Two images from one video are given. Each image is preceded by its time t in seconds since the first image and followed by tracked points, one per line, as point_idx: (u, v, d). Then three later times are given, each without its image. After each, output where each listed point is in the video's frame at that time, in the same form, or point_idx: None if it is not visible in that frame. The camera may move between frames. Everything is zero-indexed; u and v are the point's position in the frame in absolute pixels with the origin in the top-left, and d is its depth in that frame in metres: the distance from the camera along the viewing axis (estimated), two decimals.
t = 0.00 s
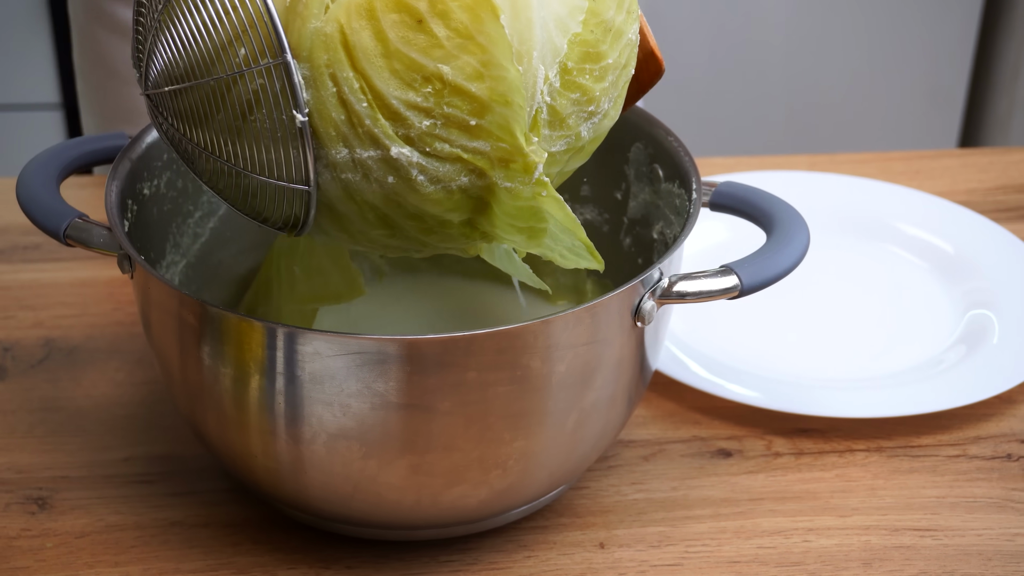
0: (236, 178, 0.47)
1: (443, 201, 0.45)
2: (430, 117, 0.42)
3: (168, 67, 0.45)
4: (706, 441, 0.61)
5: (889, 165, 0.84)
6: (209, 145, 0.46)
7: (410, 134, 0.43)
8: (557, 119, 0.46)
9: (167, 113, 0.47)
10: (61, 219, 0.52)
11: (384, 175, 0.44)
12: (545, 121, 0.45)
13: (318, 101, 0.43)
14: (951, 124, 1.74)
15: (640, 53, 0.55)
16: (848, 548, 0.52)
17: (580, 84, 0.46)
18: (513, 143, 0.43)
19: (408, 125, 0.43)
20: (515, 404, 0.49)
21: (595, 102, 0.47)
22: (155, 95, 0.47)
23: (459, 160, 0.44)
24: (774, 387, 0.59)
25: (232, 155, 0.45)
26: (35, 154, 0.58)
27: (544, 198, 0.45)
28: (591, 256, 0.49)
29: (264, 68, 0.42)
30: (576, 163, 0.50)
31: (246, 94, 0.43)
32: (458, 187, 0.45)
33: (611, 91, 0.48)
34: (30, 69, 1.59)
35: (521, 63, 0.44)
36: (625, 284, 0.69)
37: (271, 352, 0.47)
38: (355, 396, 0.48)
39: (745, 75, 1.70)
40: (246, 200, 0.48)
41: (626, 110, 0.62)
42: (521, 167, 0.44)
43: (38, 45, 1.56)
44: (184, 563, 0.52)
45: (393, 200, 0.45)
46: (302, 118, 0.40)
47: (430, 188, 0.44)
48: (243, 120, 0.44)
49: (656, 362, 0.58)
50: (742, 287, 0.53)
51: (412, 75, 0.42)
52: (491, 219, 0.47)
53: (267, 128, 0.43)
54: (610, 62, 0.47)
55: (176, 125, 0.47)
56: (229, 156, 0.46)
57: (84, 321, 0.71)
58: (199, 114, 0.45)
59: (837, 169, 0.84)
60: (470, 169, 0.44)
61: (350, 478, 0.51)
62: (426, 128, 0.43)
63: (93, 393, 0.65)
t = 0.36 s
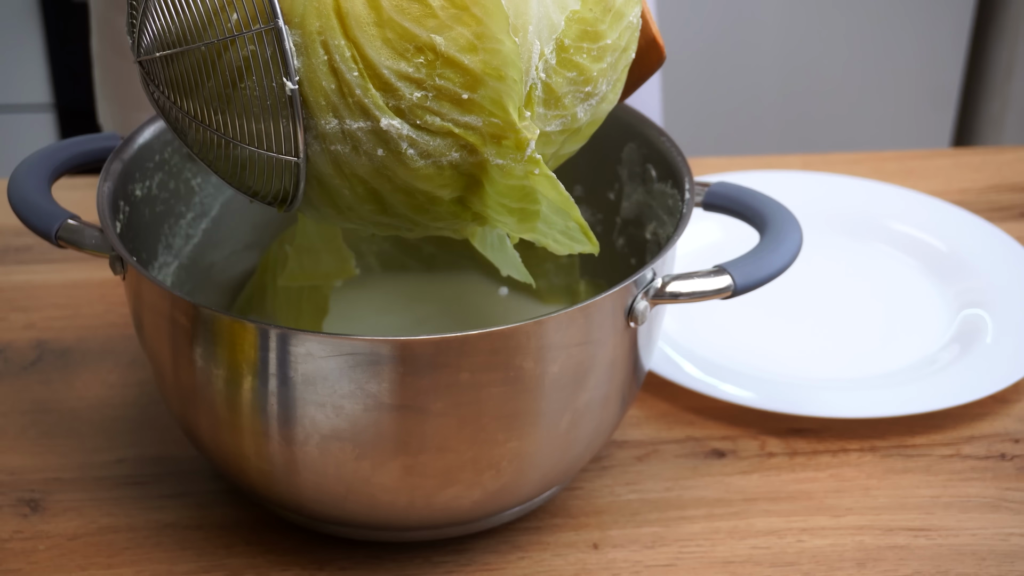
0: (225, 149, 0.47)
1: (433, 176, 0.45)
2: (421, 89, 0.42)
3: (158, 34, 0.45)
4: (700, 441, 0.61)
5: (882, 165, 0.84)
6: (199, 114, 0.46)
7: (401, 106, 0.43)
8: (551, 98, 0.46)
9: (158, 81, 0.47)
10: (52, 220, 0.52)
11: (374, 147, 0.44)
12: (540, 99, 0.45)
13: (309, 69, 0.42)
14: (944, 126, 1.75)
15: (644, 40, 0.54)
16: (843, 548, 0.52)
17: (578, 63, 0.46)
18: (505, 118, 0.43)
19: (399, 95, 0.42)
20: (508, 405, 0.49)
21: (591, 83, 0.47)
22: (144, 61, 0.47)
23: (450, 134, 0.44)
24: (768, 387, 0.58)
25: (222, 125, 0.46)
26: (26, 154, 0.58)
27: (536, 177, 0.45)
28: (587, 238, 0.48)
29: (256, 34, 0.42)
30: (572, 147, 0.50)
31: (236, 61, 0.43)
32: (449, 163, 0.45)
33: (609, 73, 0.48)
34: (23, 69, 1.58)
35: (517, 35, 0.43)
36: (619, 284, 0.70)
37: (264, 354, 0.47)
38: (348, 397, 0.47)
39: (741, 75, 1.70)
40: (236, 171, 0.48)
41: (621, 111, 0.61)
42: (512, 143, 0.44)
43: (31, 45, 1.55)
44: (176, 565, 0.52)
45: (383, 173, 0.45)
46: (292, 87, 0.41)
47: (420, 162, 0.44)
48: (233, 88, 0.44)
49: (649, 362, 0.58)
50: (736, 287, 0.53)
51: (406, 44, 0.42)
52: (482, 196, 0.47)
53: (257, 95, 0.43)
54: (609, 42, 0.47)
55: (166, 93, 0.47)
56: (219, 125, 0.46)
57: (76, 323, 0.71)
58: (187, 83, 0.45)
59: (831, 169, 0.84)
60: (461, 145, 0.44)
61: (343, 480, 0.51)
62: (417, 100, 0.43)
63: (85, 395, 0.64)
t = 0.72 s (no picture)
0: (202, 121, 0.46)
1: (414, 148, 0.44)
2: (401, 57, 0.42)
3: (137, 3, 0.44)
4: (696, 441, 0.61)
5: (877, 165, 0.84)
6: (175, 84, 0.45)
7: (381, 75, 0.42)
8: (535, 70, 0.45)
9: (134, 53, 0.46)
10: (48, 223, 0.52)
11: (353, 116, 0.43)
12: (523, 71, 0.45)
13: (286, 36, 0.41)
14: (939, 127, 1.75)
15: (630, 19, 0.53)
16: (838, 548, 0.52)
17: (563, 34, 0.45)
18: (487, 88, 0.42)
19: (379, 64, 0.42)
20: (504, 406, 0.49)
21: (577, 56, 0.46)
22: (119, 32, 0.45)
23: (431, 104, 0.43)
24: (763, 386, 0.58)
25: (200, 96, 0.45)
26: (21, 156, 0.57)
27: (519, 151, 0.43)
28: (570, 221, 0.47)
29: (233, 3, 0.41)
30: (558, 123, 0.49)
31: (213, 29, 0.42)
32: (430, 134, 0.43)
33: (595, 47, 0.47)
34: (17, 69, 1.58)
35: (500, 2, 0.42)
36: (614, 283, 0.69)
37: (260, 355, 0.47)
38: (344, 397, 0.48)
39: (738, 75, 1.70)
40: (214, 145, 0.47)
41: (613, 108, 0.61)
42: (495, 115, 0.43)
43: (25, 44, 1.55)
44: (172, 566, 0.52)
45: (362, 144, 0.44)
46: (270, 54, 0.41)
47: (401, 133, 0.43)
48: (209, 57, 0.43)
49: (645, 363, 0.58)
50: (730, 287, 0.53)
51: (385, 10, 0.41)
52: (465, 171, 0.46)
53: (233, 64, 0.42)
54: (595, 15, 0.47)
55: (143, 64, 0.46)
56: (195, 97, 0.45)
57: (72, 324, 0.71)
58: (163, 54, 0.44)
59: (826, 169, 0.84)
60: (443, 115, 0.43)
61: (338, 481, 0.51)
62: (398, 69, 0.42)
63: (81, 397, 0.64)
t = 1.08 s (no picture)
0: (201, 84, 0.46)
1: (413, 109, 0.44)
2: (399, 14, 0.42)
3: None
4: (692, 441, 0.60)
5: (873, 165, 0.84)
6: (171, 45, 0.45)
7: (379, 32, 0.42)
8: (534, 30, 0.45)
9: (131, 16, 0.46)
10: (44, 224, 0.52)
11: (351, 76, 0.43)
12: (522, 29, 0.45)
13: None
14: (936, 127, 1.75)
15: None
16: (835, 549, 0.52)
17: None
18: (486, 46, 0.43)
19: (376, 21, 0.42)
20: (501, 406, 0.49)
21: (576, 15, 0.46)
22: None
23: (429, 63, 0.43)
24: (758, 388, 0.58)
25: (196, 58, 0.45)
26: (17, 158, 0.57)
27: (518, 114, 0.43)
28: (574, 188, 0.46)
29: None
30: (558, 87, 0.49)
31: None
32: (429, 94, 0.43)
33: (595, 9, 0.47)
34: (12, 67, 1.57)
35: None
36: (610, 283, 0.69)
37: (256, 355, 0.47)
38: (340, 397, 0.48)
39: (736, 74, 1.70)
40: (212, 110, 0.47)
41: (605, 108, 0.61)
42: (494, 73, 0.43)
43: (20, 43, 1.54)
44: (169, 567, 0.52)
45: (361, 106, 0.44)
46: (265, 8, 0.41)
47: (400, 93, 0.43)
48: (205, 17, 0.43)
49: (642, 363, 0.57)
50: (727, 288, 0.53)
51: None
52: (464, 134, 0.46)
53: (230, 23, 0.42)
54: None
55: (139, 28, 0.46)
56: (193, 60, 0.45)
57: (68, 325, 0.71)
58: (158, 15, 0.44)
59: (822, 169, 0.84)
60: (442, 74, 0.43)
61: (334, 481, 0.51)
62: (395, 26, 0.42)
63: (77, 398, 0.64)
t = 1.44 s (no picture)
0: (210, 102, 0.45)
1: (418, 130, 0.44)
2: (406, 40, 0.42)
3: None
4: (688, 442, 0.60)
5: (870, 165, 0.85)
6: (179, 64, 0.44)
7: (386, 57, 0.42)
8: (536, 53, 0.46)
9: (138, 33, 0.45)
10: (40, 224, 0.52)
11: (359, 99, 0.43)
12: (525, 53, 0.45)
13: (292, 18, 0.42)
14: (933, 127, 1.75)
15: None
16: (831, 549, 0.52)
17: (563, 18, 0.46)
18: (491, 71, 0.43)
19: (384, 47, 0.42)
20: (497, 407, 0.50)
21: (577, 38, 0.46)
22: (124, 14, 0.45)
23: (435, 87, 0.43)
24: (755, 389, 0.58)
25: (205, 77, 0.44)
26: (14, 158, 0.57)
27: (519, 136, 0.44)
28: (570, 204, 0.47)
29: None
30: (556, 105, 0.49)
31: (220, 11, 0.41)
32: (434, 116, 0.44)
33: (594, 31, 0.47)
34: (8, 68, 1.57)
35: None
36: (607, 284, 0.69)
37: (252, 356, 0.48)
38: (336, 398, 0.48)
39: (733, 75, 1.70)
40: (218, 127, 0.46)
41: (602, 109, 0.61)
42: (498, 97, 0.44)
43: (16, 43, 1.54)
44: (165, 568, 0.52)
45: (367, 127, 0.44)
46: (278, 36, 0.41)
47: (405, 115, 0.44)
48: (216, 39, 0.42)
49: (637, 363, 0.58)
50: (723, 288, 0.54)
51: None
52: (466, 154, 0.46)
53: (240, 46, 0.42)
54: None
55: (147, 46, 0.45)
56: (200, 78, 0.44)
57: (64, 326, 0.71)
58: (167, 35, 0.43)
59: (818, 170, 0.84)
60: (446, 98, 0.44)
61: (330, 482, 0.51)
62: (403, 51, 0.42)
63: (73, 399, 0.64)
